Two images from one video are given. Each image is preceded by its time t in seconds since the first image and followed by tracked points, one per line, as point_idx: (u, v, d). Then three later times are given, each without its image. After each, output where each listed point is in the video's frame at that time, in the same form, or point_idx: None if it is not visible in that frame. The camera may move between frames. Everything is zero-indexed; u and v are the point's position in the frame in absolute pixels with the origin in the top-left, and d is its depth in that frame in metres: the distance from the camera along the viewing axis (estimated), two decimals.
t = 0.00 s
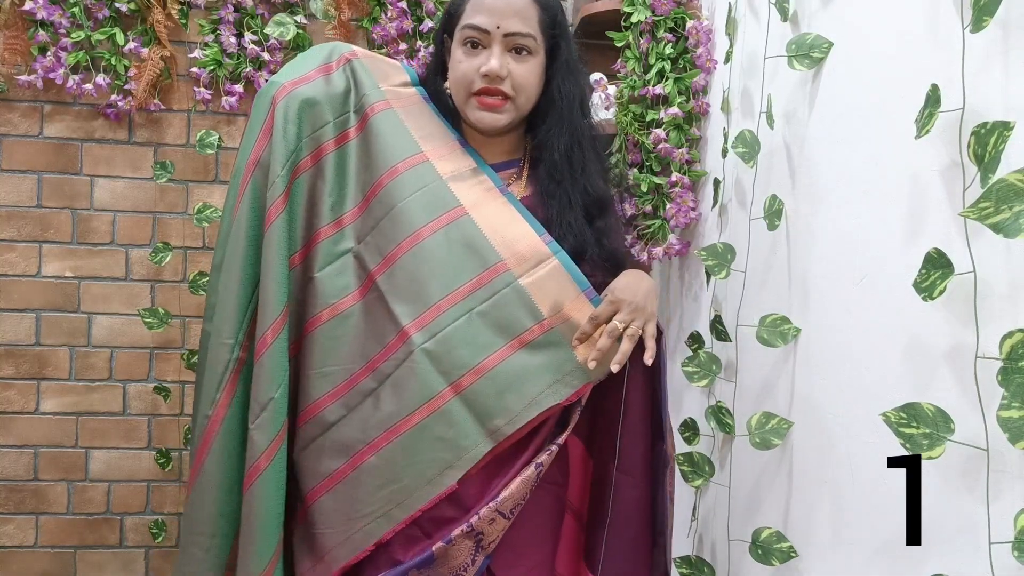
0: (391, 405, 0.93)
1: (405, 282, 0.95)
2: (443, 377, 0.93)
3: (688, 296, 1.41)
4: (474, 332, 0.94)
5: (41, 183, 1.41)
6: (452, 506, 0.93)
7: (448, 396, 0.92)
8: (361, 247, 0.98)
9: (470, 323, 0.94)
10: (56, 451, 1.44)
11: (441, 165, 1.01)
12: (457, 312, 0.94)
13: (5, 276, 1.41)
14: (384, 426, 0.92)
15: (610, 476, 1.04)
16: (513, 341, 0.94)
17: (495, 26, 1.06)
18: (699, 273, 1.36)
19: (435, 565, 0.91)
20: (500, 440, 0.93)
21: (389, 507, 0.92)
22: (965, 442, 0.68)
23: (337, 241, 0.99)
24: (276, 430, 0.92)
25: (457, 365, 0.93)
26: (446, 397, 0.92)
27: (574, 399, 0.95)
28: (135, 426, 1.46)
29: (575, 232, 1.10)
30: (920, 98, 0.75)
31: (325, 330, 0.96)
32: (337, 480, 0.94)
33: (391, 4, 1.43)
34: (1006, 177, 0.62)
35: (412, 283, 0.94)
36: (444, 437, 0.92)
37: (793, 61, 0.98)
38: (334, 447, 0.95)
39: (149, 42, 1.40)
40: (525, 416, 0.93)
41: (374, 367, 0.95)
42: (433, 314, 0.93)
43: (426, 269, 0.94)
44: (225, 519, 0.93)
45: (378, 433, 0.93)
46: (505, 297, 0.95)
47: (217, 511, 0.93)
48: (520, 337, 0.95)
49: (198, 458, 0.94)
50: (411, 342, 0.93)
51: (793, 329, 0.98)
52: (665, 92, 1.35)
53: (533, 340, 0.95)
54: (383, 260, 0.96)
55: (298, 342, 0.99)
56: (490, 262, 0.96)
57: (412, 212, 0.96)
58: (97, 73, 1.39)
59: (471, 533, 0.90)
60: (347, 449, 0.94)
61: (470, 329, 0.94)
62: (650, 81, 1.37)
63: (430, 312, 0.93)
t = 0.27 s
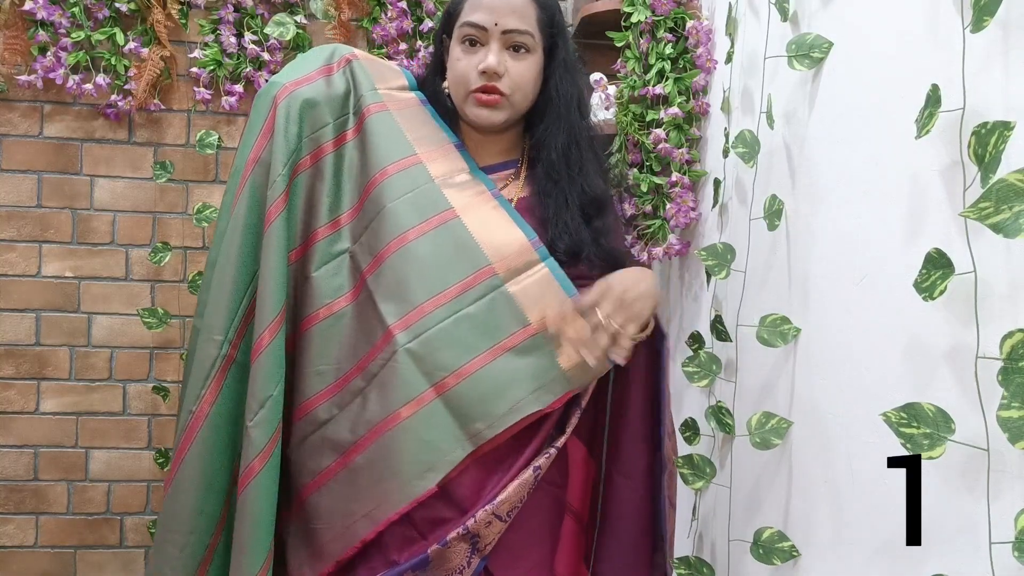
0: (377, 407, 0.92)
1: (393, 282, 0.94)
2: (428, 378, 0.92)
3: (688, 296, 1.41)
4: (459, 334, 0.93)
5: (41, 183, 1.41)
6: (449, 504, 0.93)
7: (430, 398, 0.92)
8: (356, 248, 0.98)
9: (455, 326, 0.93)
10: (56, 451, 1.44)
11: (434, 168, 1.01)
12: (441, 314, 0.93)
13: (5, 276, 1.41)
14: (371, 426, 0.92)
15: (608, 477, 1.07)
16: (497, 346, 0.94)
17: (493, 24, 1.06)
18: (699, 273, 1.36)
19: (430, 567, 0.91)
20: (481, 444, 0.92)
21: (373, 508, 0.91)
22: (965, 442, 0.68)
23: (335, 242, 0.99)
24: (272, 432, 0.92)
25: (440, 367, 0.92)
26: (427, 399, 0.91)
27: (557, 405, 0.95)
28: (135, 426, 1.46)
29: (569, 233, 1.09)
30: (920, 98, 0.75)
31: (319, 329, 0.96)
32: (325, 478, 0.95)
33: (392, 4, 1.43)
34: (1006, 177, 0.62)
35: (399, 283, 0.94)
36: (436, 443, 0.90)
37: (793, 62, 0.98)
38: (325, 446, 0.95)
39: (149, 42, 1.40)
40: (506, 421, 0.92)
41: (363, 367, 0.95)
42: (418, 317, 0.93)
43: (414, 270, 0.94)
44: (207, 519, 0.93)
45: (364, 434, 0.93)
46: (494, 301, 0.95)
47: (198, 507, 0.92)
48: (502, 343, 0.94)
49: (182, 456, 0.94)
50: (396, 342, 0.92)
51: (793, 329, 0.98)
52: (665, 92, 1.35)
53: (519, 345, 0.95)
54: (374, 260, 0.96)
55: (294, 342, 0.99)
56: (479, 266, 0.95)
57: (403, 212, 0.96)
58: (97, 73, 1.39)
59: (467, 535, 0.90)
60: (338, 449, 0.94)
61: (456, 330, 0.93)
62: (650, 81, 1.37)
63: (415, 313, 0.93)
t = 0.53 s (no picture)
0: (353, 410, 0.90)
1: (370, 278, 0.91)
2: (398, 379, 0.89)
3: (688, 296, 1.41)
4: (431, 340, 0.90)
5: (41, 183, 1.41)
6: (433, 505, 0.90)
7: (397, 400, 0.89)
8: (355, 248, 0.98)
9: (428, 331, 0.90)
10: (56, 451, 1.44)
11: (429, 171, 0.99)
12: (416, 317, 0.90)
13: (5, 276, 1.41)
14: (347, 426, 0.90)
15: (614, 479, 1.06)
16: (468, 356, 0.90)
17: (497, 29, 1.07)
18: (699, 273, 1.36)
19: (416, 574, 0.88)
20: (440, 451, 0.89)
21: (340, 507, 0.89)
22: (965, 442, 0.68)
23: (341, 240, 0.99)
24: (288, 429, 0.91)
25: (408, 370, 0.89)
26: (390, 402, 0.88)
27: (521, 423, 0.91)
28: (135, 426, 1.46)
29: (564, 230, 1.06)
30: (920, 98, 0.75)
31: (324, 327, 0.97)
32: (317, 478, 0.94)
33: (392, 4, 1.43)
34: (1006, 176, 0.62)
35: (374, 280, 0.91)
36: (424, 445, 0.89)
37: (794, 61, 0.97)
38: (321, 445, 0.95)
39: (149, 42, 1.40)
40: (469, 431, 0.88)
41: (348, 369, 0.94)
42: (393, 317, 0.90)
43: (394, 269, 0.91)
44: (209, 517, 0.92)
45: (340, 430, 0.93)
46: (473, 308, 0.92)
47: (200, 505, 0.92)
48: (472, 352, 0.91)
49: (189, 453, 0.94)
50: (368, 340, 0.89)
51: (793, 330, 0.98)
52: (665, 92, 1.35)
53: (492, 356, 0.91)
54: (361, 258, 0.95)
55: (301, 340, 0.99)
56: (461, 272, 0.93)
57: (392, 211, 0.94)
58: (97, 73, 1.39)
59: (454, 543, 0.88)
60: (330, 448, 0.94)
61: (430, 334, 0.90)
62: (650, 81, 1.37)
63: (389, 312, 0.90)
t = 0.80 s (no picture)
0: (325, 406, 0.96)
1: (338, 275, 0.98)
2: (348, 376, 0.94)
3: (688, 296, 1.41)
4: (387, 344, 0.96)
5: (41, 183, 1.41)
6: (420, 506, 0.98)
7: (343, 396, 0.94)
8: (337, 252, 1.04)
9: (384, 334, 0.96)
10: (56, 451, 1.44)
11: (409, 178, 1.04)
12: (374, 319, 0.96)
13: (5, 276, 1.41)
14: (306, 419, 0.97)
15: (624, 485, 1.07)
16: (419, 362, 0.96)
17: (497, 34, 1.07)
18: (699, 273, 1.36)
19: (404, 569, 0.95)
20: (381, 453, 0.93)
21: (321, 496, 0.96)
22: (965, 442, 0.68)
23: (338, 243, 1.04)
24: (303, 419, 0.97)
25: (359, 369, 0.94)
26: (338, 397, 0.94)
27: (463, 433, 0.96)
28: (135, 426, 1.46)
29: (560, 232, 1.09)
30: (920, 98, 0.75)
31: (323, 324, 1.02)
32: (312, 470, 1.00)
33: (392, 4, 1.43)
34: (1006, 176, 0.62)
35: (339, 280, 0.97)
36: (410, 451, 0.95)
37: (794, 61, 0.97)
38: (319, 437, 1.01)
39: (149, 42, 1.40)
40: (408, 435, 0.93)
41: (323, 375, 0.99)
42: (353, 315, 0.96)
43: (362, 274, 0.97)
44: (235, 509, 0.96)
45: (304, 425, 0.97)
46: (432, 317, 0.98)
47: (229, 499, 0.96)
48: (430, 359, 0.96)
49: (213, 447, 0.98)
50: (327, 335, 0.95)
51: (787, 329, 1.00)
52: (665, 92, 1.35)
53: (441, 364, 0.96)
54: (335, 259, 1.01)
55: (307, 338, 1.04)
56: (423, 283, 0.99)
57: (371, 217, 1.00)
58: (97, 73, 1.39)
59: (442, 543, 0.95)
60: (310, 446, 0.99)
61: (387, 339, 0.96)
62: (650, 81, 1.37)
63: (348, 312, 0.96)
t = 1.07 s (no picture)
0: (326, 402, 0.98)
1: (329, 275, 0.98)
2: (343, 373, 0.95)
3: (688, 295, 1.41)
4: (380, 342, 0.98)
5: (41, 183, 1.41)
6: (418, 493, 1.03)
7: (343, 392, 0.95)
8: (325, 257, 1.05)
9: (377, 333, 0.98)
10: (56, 451, 1.44)
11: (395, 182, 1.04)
12: (369, 319, 0.98)
13: (5, 276, 1.41)
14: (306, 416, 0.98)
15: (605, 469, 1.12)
16: (411, 358, 0.98)
17: (485, 41, 1.11)
18: (699, 273, 1.36)
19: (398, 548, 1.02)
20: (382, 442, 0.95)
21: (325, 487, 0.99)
22: (965, 442, 0.68)
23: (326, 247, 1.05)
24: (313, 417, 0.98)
25: (354, 367, 0.96)
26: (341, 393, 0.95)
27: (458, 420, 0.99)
28: (135, 426, 1.46)
29: (542, 229, 1.13)
30: (920, 98, 0.75)
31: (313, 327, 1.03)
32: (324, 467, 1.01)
33: (392, 4, 1.43)
34: (1005, 176, 0.62)
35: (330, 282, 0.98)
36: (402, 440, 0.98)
37: (794, 61, 0.97)
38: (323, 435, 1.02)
39: (149, 42, 1.40)
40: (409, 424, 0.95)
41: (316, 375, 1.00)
42: (350, 315, 0.97)
43: (354, 275, 0.98)
44: (258, 519, 0.96)
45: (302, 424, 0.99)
46: (421, 315, 1.00)
47: (251, 505, 0.96)
48: (415, 356, 0.98)
49: (231, 458, 0.98)
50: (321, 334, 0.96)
51: (785, 328, 1.01)
52: (665, 92, 1.35)
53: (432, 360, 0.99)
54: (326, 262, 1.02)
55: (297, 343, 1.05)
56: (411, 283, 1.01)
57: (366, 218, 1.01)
58: (97, 73, 1.39)
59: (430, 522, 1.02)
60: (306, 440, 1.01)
61: (379, 336, 0.98)
62: (650, 81, 1.37)
63: (341, 312, 0.97)
